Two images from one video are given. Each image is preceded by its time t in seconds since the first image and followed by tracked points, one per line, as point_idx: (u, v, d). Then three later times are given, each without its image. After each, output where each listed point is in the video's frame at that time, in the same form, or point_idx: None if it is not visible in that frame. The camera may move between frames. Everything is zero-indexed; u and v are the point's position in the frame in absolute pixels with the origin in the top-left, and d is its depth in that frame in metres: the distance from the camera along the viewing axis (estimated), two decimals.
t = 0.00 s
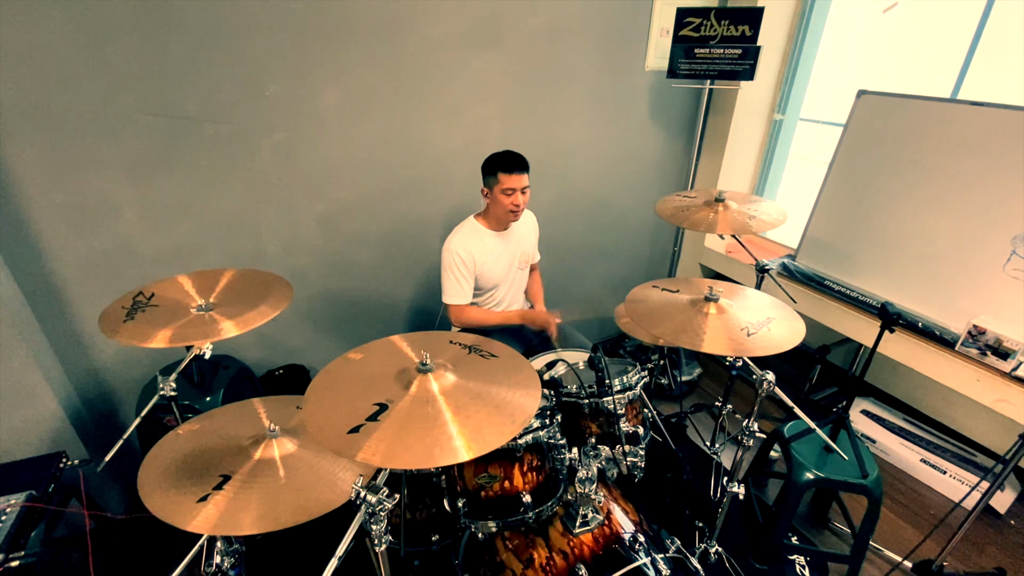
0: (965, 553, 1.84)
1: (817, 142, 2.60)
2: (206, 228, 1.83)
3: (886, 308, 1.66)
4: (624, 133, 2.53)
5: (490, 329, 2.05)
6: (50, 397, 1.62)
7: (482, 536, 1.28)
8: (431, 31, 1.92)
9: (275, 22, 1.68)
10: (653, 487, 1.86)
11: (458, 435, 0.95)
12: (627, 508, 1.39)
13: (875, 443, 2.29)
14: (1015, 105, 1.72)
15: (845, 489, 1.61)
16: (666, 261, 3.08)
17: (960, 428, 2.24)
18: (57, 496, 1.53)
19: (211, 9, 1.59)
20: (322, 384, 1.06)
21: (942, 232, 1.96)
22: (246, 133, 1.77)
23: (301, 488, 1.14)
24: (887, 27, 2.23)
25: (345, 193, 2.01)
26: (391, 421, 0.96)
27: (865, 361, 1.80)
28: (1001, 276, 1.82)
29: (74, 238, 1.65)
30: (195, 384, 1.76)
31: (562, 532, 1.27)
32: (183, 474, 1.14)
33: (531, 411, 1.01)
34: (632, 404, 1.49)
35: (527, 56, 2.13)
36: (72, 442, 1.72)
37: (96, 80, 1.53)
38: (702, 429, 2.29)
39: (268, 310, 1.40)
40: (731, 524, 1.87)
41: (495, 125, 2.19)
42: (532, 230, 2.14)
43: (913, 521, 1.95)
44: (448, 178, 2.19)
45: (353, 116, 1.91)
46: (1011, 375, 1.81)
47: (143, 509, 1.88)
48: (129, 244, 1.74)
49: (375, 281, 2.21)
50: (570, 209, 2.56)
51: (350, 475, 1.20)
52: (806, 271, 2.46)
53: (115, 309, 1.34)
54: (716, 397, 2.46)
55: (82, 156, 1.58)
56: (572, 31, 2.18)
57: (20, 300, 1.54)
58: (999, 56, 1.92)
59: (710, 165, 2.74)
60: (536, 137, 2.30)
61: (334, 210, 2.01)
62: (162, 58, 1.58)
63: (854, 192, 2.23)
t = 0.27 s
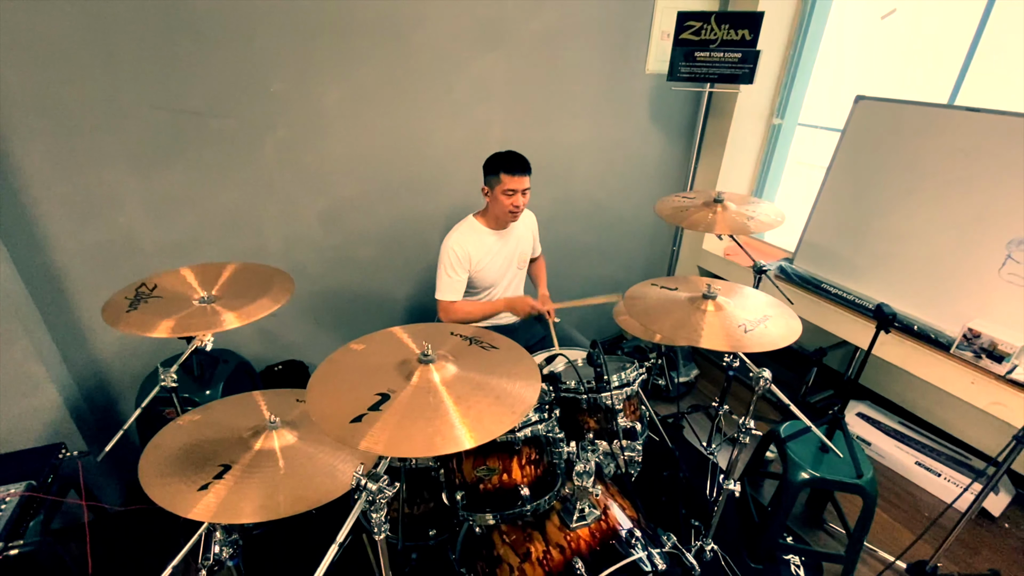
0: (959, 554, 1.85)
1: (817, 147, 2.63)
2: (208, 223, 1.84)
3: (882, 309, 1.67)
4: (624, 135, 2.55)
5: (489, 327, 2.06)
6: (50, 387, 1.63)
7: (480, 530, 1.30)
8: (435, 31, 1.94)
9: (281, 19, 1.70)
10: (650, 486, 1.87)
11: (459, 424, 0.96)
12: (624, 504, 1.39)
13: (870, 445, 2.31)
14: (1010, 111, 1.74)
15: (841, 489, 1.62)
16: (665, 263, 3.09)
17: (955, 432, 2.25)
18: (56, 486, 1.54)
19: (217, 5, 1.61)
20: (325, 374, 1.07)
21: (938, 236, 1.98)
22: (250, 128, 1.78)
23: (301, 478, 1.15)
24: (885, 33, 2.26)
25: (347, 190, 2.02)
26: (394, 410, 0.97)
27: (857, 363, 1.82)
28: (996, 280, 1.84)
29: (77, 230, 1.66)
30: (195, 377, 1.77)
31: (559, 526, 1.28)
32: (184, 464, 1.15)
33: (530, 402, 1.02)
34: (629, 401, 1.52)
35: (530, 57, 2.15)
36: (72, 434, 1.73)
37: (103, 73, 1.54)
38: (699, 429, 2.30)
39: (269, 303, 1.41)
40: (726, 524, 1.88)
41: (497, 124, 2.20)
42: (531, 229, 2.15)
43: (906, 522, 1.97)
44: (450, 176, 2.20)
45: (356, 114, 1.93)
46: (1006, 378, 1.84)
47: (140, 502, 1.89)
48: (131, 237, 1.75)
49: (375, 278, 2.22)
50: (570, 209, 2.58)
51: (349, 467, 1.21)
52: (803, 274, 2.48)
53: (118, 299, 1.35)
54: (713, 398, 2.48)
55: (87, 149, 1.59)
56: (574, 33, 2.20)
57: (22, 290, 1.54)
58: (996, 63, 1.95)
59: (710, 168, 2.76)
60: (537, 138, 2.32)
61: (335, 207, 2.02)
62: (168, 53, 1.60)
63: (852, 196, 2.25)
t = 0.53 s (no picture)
0: (953, 552, 1.86)
1: (815, 149, 2.63)
2: (209, 215, 1.85)
3: (879, 307, 1.69)
4: (624, 134, 2.57)
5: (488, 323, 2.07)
6: (50, 377, 1.63)
7: (479, 520, 1.32)
8: (438, 27, 1.95)
9: (285, 13, 1.71)
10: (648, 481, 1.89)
11: (459, 408, 0.97)
12: (622, 496, 1.40)
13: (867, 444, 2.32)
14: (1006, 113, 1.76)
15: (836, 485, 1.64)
16: (663, 262, 3.11)
17: (950, 432, 2.27)
18: (54, 475, 1.54)
19: None
20: (328, 358, 1.08)
21: (934, 236, 2.00)
22: (253, 121, 1.79)
23: (301, 466, 1.16)
24: (883, 34, 2.28)
25: (348, 185, 2.03)
26: (395, 394, 0.98)
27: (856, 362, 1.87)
28: (991, 279, 1.86)
29: (79, 220, 1.67)
30: (195, 368, 1.78)
31: (557, 517, 1.29)
32: (185, 451, 1.15)
33: (530, 390, 1.03)
34: (629, 393, 1.54)
35: (532, 55, 2.17)
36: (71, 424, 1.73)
37: (107, 64, 1.55)
38: (696, 427, 2.32)
39: (270, 293, 1.41)
40: (723, 520, 1.89)
41: (498, 121, 2.22)
42: (532, 225, 2.17)
43: (901, 520, 1.98)
44: (451, 173, 2.21)
45: (359, 109, 1.94)
46: (1000, 377, 1.85)
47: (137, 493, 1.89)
48: (132, 228, 1.75)
49: (375, 273, 2.23)
50: (570, 208, 2.59)
51: (349, 456, 1.21)
52: (801, 274, 2.50)
53: (120, 287, 1.35)
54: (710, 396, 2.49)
55: (90, 139, 1.60)
56: (576, 31, 2.22)
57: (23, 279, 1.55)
58: (993, 64, 1.97)
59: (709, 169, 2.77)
60: (538, 136, 2.33)
61: (336, 201, 2.03)
62: (172, 45, 1.61)
63: (850, 197, 2.27)
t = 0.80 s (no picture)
0: (948, 543, 1.89)
1: (811, 148, 2.67)
2: (210, 211, 1.86)
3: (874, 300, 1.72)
4: (622, 132, 2.59)
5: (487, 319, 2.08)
6: (52, 371, 1.64)
7: (479, 511, 1.33)
8: (438, 25, 1.97)
9: (286, 11, 1.73)
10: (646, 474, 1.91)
11: (460, 394, 0.98)
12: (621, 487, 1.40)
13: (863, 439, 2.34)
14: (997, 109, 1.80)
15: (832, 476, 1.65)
16: (660, 260, 3.13)
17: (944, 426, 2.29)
18: (56, 468, 1.55)
19: None
20: (332, 346, 1.10)
21: (928, 231, 2.03)
22: (254, 117, 1.81)
23: (304, 454, 1.17)
24: (877, 34, 2.31)
25: (348, 181, 2.05)
26: (398, 380, 1.00)
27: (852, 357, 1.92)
28: (984, 274, 1.89)
29: (80, 215, 1.67)
30: (196, 362, 1.79)
31: (557, 507, 1.29)
32: (189, 440, 1.17)
33: (530, 377, 1.05)
34: (627, 383, 1.56)
35: (530, 53, 2.19)
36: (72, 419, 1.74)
37: (109, 60, 1.56)
38: (694, 422, 2.33)
39: (272, 286, 1.43)
40: (721, 512, 1.91)
41: (497, 119, 2.24)
42: (530, 222, 2.18)
43: (896, 512, 2.00)
44: (450, 170, 2.23)
45: (359, 106, 1.95)
46: (993, 370, 1.87)
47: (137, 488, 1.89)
48: (133, 224, 1.76)
49: (375, 270, 2.24)
50: (568, 205, 2.61)
51: (350, 445, 1.22)
52: (797, 270, 2.53)
53: (124, 280, 1.37)
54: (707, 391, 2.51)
55: (92, 134, 1.61)
56: (574, 30, 2.24)
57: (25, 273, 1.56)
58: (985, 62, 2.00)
59: (705, 167, 2.80)
60: (537, 133, 2.35)
61: (337, 197, 2.05)
62: (175, 41, 1.62)
63: (845, 193, 2.30)
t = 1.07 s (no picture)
0: (943, 532, 1.91)
1: (802, 145, 2.65)
2: (209, 209, 1.87)
3: (866, 290, 1.72)
4: (617, 130, 2.62)
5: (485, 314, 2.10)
6: (51, 369, 1.64)
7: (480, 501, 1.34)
8: (433, 24, 1.99)
9: (284, 10, 1.75)
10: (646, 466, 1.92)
11: (461, 378, 1.00)
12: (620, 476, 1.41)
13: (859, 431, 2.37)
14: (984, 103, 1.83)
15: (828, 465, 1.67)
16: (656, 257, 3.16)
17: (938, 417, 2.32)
18: (56, 465, 1.55)
19: None
20: (333, 334, 1.11)
21: (920, 223, 2.06)
22: (252, 115, 1.82)
23: (306, 445, 1.18)
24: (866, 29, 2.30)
25: (346, 179, 2.06)
26: (400, 364, 1.02)
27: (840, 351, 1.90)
28: (974, 264, 1.91)
29: (80, 213, 1.68)
30: (195, 359, 1.79)
31: (557, 496, 1.30)
32: (191, 432, 1.17)
33: (529, 362, 1.07)
34: (624, 373, 1.58)
35: (525, 51, 2.21)
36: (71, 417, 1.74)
37: (108, 59, 1.58)
38: (692, 416, 2.35)
39: (272, 280, 1.43)
40: (720, 504, 1.93)
41: (493, 117, 2.26)
42: (528, 218, 2.20)
43: (892, 502, 2.03)
44: (447, 167, 2.25)
45: (357, 104, 1.97)
46: (984, 359, 1.90)
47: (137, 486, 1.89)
48: (133, 222, 1.77)
49: (373, 267, 2.26)
50: (565, 202, 2.63)
51: (352, 436, 1.23)
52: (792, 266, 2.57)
53: (125, 275, 1.38)
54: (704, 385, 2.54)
55: (91, 132, 1.62)
56: (569, 29, 2.27)
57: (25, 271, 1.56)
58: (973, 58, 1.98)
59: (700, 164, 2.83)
60: (533, 131, 2.38)
61: (334, 195, 2.06)
62: (173, 40, 1.64)
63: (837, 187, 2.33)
